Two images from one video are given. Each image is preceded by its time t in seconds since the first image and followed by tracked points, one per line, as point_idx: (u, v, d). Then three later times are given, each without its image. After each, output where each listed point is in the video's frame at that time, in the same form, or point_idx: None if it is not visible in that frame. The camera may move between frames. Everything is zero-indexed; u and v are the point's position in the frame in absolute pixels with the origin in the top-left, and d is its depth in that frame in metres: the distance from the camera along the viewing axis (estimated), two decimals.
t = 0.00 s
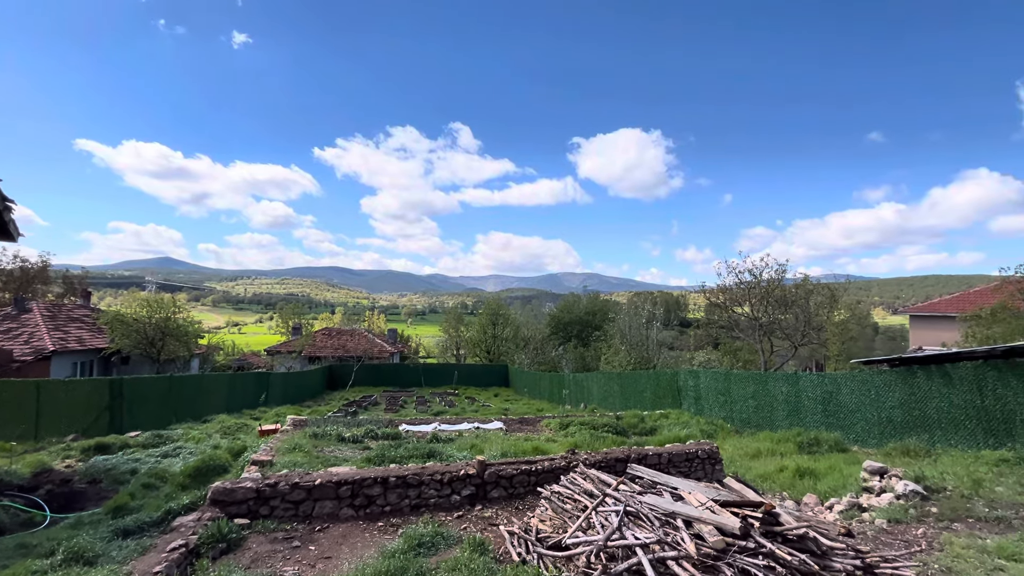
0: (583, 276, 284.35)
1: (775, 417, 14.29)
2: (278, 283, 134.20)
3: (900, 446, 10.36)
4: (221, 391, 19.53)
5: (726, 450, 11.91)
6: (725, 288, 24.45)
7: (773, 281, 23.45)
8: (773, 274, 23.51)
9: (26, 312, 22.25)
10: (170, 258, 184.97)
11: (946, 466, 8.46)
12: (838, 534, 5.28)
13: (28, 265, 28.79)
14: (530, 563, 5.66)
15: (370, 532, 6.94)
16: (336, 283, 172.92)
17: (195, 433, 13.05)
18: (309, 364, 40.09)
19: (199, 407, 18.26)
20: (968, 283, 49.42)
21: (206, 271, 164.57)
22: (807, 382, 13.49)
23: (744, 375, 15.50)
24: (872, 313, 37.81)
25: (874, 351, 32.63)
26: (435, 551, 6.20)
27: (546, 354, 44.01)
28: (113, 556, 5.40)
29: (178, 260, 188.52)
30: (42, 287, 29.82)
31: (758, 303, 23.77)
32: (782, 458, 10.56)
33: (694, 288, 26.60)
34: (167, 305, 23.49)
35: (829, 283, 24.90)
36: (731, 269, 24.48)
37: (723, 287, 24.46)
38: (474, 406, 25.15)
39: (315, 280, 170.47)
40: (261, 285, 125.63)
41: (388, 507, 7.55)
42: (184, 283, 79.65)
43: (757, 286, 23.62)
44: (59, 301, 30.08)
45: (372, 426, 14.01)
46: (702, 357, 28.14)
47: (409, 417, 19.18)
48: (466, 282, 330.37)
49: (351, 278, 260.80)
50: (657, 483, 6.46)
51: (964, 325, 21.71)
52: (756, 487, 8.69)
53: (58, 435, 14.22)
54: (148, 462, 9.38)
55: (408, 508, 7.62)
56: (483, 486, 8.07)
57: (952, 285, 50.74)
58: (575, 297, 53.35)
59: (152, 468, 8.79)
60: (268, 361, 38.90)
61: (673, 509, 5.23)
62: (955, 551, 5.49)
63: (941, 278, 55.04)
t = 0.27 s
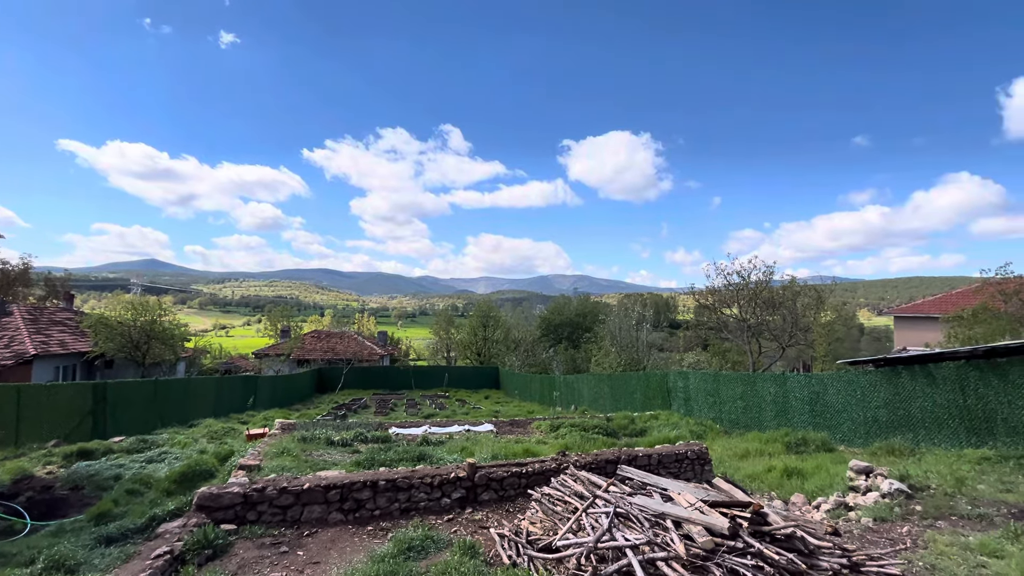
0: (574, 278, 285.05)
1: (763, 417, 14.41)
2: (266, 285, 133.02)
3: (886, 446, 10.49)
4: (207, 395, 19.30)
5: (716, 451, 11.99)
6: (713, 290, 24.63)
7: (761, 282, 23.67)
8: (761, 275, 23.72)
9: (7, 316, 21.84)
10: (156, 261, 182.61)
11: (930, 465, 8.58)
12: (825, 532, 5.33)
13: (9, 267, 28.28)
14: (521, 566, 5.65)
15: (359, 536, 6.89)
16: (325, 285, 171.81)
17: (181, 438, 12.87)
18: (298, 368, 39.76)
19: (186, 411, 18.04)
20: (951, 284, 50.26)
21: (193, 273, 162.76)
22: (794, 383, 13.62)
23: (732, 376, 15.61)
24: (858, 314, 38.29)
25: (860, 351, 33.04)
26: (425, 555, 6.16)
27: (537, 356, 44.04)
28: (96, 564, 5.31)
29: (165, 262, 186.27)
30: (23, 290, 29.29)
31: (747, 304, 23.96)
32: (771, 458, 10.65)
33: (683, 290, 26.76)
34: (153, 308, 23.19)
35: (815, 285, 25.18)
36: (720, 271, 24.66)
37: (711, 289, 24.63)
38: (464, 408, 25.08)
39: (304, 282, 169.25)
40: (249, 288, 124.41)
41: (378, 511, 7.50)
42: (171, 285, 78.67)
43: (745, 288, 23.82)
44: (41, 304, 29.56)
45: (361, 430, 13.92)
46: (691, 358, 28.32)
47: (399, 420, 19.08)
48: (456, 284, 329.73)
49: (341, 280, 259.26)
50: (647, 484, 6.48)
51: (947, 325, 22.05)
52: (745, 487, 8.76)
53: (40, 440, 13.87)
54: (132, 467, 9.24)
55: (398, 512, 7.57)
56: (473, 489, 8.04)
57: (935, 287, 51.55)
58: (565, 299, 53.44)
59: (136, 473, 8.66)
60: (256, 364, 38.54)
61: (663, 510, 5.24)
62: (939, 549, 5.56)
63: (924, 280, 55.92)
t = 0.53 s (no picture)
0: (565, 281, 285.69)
1: (753, 418, 14.51)
2: (255, 288, 132.04)
3: (873, 446, 10.60)
4: (195, 400, 19.09)
5: (706, 452, 12.05)
6: (703, 292, 24.79)
7: (750, 285, 23.87)
8: (750, 278, 23.92)
9: None
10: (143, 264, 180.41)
11: (916, 464, 8.69)
12: (814, 532, 5.38)
13: None
14: (513, 569, 5.64)
15: (350, 541, 6.84)
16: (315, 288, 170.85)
17: (168, 443, 12.70)
18: (287, 371, 39.46)
19: (172, 416, 17.83)
20: (935, 286, 51.01)
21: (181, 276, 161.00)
22: (783, 384, 13.74)
23: (722, 377, 15.71)
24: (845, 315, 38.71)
25: (847, 353, 33.41)
26: (416, 559, 6.13)
27: (528, 359, 44.04)
28: (79, 572, 5.22)
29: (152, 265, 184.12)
30: (5, 294, 28.81)
31: (736, 306, 24.14)
32: (760, 458, 10.73)
33: (673, 292, 26.91)
34: (139, 312, 22.92)
35: (803, 287, 25.45)
36: (710, 273, 24.82)
37: (701, 291, 24.80)
38: (456, 411, 25.01)
39: (294, 285, 168.05)
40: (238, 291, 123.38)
41: (369, 515, 7.45)
42: (158, 288, 77.77)
43: (734, 290, 24.01)
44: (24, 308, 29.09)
45: (352, 433, 13.83)
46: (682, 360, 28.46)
47: (390, 424, 18.98)
48: (447, 287, 329.14)
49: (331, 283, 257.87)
50: (638, 486, 6.49)
51: (932, 326, 22.36)
52: (735, 488, 8.81)
53: (23, 447, 13.52)
54: (117, 473, 9.10)
55: (389, 516, 7.53)
56: (464, 492, 8.02)
57: (920, 289, 52.30)
58: (556, 302, 53.51)
59: (122, 480, 8.54)
60: (245, 368, 38.18)
61: (654, 511, 5.26)
62: (925, 547, 5.63)
63: (909, 282, 56.69)
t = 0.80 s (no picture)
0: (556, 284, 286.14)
1: (743, 420, 14.60)
2: (245, 291, 130.95)
3: (860, 446, 10.70)
4: (182, 405, 18.86)
5: (697, 454, 12.11)
6: (694, 294, 24.94)
7: (739, 287, 24.05)
8: (739, 281, 24.10)
9: None
10: (130, 267, 178.31)
11: (903, 464, 8.78)
12: (803, 533, 5.41)
13: None
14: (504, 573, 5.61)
15: (340, 546, 6.78)
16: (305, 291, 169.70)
17: (154, 449, 12.52)
18: (277, 375, 39.15)
19: (159, 421, 17.60)
20: (921, 288, 51.70)
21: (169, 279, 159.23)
22: (772, 386, 13.83)
23: (712, 380, 15.79)
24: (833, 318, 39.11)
25: (835, 355, 33.76)
26: (407, 564, 6.09)
27: (520, 362, 44.06)
28: None
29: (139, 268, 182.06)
30: None
31: (726, 309, 24.31)
32: (750, 460, 10.79)
33: (664, 295, 27.04)
34: (125, 315, 22.63)
35: (791, 290, 25.69)
36: (700, 276, 24.99)
37: (692, 294, 24.95)
38: (447, 414, 24.93)
39: (283, 288, 166.86)
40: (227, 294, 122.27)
41: (359, 520, 7.39)
42: (145, 291, 76.86)
43: (724, 293, 24.18)
44: (6, 311, 28.60)
45: (342, 438, 13.73)
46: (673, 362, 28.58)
47: (381, 428, 18.88)
48: (438, 290, 328.40)
49: (321, 286, 256.32)
50: (629, 488, 6.50)
51: (917, 329, 22.66)
52: (725, 489, 8.85)
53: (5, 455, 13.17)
54: (102, 480, 8.97)
55: (379, 521, 7.47)
56: (456, 496, 7.99)
57: (906, 291, 53.01)
58: (547, 305, 53.55)
59: (107, 486, 8.41)
60: (233, 372, 37.81)
61: (645, 513, 5.27)
62: (912, 547, 5.69)
63: (895, 284, 57.42)
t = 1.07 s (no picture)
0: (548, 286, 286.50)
1: (734, 422, 14.67)
2: (234, 294, 129.93)
3: (849, 447, 10.80)
4: (170, 409, 18.65)
5: (688, 455, 12.15)
6: (685, 297, 25.08)
7: (730, 290, 24.22)
8: (730, 283, 24.27)
9: None
10: (117, 269, 176.14)
11: (891, 465, 8.86)
12: (793, 533, 5.44)
13: None
14: None
15: (331, 551, 6.73)
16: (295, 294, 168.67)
17: (141, 454, 12.36)
18: (267, 379, 38.85)
19: (147, 426, 17.39)
20: (908, 291, 52.34)
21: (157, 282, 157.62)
22: (762, 388, 13.92)
23: (704, 382, 15.87)
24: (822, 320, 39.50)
25: (824, 357, 34.08)
26: (398, 568, 6.05)
27: (512, 364, 44.03)
28: None
29: (127, 271, 180.01)
30: None
31: (717, 311, 24.46)
32: (741, 461, 10.84)
33: (655, 297, 27.16)
34: (112, 319, 22.39)
35: (781, 292, 25.92)
36: (691, 279, 25.13)
37: (683, 296, 25.09)
38: (439, 418, 24.85)
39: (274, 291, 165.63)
40: (216, 297, 121.23)
41: (350, 524, 7.33)
42: (133, 294, 75.99)
43: (715, 295, 24.33)
44: None
45: (333, 442, 13.63)
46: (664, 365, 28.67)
47: (373, 431, 18.77)
48: (430, 293, 327.66)
49: (312, 289, 254.83)
50: (622, 490, 6.50)
51: (905, 330, 22.93)
52: (716, 491, 8.88)
53: None
54: (87, 486, 8.84)
55: (371, 525, 7.42)
56: (448, 500, 7.95)
57: (893, 294, 53.63)
58: (539, 308, 53.59)
59: (92, 492, 8.29)
60: (223, 376, 37.48)
61: (637, 515, 5.27)
62: (900, 546, 5.74)
63: (883, 287, 58.09)
